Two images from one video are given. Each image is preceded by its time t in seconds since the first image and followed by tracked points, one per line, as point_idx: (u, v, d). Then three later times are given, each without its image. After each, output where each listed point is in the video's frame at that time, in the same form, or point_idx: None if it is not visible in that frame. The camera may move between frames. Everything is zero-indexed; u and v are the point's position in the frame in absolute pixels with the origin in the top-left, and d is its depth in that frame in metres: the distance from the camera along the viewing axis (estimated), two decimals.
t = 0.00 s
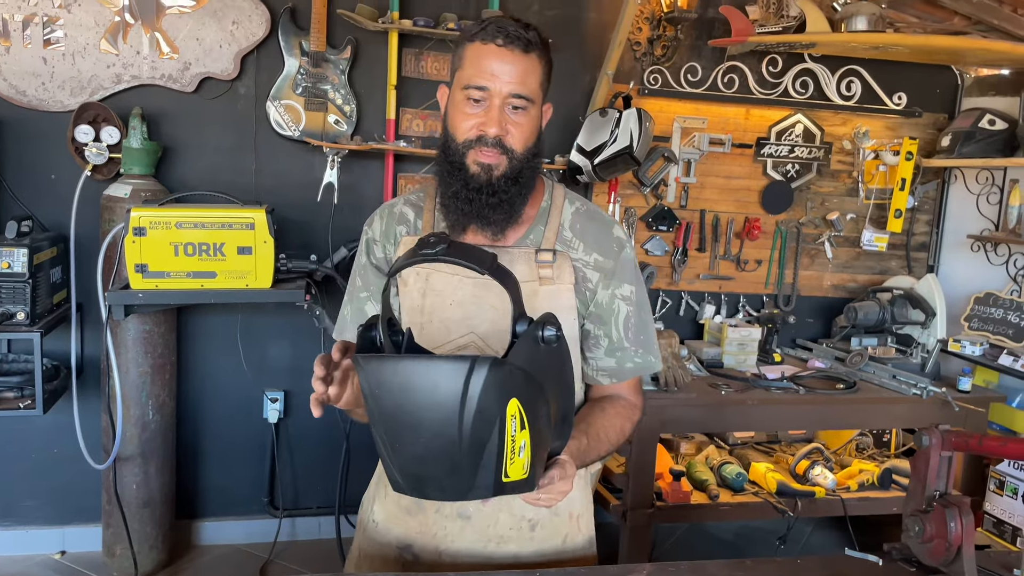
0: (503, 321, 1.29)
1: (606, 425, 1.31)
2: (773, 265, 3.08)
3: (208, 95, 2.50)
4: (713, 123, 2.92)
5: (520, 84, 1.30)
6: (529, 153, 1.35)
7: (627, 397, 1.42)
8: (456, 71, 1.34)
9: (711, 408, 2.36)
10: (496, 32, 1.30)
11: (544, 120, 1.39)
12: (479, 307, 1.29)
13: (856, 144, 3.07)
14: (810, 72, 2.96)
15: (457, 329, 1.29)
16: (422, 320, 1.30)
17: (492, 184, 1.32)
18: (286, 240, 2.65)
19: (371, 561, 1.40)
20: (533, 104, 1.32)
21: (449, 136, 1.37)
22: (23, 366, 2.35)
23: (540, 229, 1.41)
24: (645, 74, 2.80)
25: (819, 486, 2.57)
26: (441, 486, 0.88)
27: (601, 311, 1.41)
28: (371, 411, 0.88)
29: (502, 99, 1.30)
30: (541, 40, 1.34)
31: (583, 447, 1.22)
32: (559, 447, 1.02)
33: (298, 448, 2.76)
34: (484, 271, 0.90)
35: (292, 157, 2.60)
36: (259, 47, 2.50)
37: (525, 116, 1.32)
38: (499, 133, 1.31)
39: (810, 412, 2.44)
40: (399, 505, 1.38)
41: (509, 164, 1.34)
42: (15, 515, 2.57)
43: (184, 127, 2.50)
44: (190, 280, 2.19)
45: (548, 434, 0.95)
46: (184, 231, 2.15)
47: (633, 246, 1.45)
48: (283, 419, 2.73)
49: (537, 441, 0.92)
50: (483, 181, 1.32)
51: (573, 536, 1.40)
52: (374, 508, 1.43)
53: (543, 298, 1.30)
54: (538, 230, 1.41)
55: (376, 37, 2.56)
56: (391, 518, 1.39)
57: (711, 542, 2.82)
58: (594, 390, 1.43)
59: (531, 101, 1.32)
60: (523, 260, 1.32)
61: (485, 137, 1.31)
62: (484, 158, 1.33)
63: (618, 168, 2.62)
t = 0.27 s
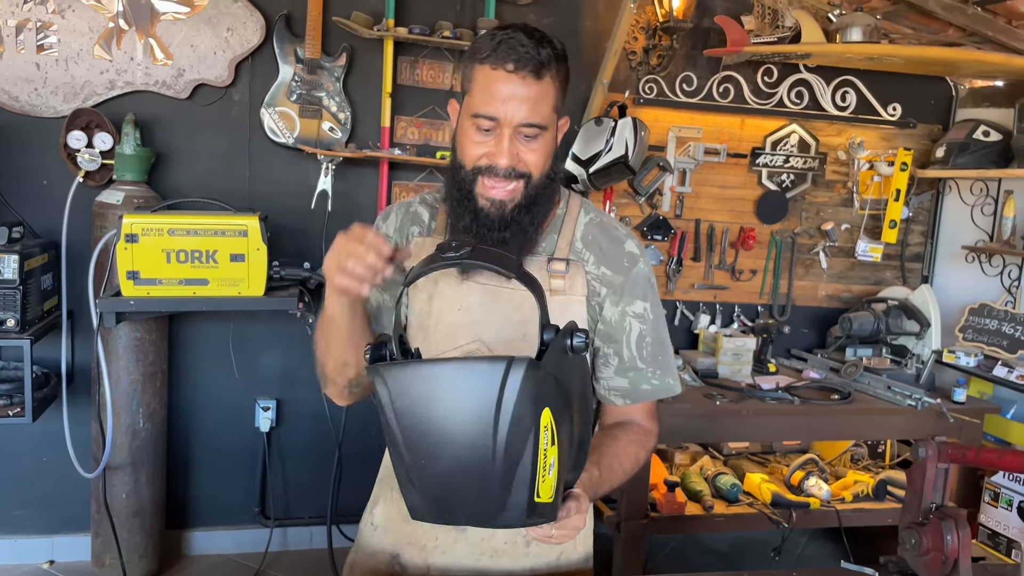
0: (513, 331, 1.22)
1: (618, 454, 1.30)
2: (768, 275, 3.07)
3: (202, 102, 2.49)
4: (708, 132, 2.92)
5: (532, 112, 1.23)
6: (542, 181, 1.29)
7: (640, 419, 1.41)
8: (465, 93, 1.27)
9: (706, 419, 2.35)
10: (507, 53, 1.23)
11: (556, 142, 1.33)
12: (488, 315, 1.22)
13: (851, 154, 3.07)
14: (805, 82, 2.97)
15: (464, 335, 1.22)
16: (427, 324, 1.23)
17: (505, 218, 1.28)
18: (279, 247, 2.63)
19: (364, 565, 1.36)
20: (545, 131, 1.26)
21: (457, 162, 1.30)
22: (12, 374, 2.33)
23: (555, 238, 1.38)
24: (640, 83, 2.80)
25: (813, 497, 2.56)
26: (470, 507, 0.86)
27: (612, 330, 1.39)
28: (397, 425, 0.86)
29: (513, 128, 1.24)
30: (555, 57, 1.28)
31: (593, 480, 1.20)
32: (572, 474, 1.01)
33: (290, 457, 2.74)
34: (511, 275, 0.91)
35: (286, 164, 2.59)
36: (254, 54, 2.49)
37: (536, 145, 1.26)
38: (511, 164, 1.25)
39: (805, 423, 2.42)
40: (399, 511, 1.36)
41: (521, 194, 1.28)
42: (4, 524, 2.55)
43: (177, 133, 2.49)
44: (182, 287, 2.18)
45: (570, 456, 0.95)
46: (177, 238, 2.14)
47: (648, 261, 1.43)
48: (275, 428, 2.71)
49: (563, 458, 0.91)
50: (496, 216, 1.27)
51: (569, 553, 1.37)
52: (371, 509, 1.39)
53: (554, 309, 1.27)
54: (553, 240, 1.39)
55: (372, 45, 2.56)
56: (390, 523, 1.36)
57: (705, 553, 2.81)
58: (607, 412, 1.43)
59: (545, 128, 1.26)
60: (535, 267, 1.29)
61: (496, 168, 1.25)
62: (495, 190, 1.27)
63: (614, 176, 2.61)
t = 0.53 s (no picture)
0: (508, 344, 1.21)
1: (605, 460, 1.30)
2: (764, 284, 3.08)
3: (200, 109, 2.49)
4: (704, 141, 2.92)
5: (528, 108, 1.24)
6: (538, 179, 1.29)
7: (624, 427, 1.40)
8: (461, 93, 1.28)
9: (702, 427, 2.35)
10: (503, 53, 1.24)
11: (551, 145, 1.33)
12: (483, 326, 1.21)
13: (846, 163, 3.08)
14: (800, 92, 2.98)
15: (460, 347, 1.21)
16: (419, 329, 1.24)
17: (500, 216, 1.26)
18: (275, 254, 2.63)
19: None
20: (541, 129, 1.27)
21: (451, 163, 1.30)
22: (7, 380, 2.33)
23: (548, 249, 1.39)
24: (637, 92, 2.81)
25: (809, 505, 2.57)
26: (492, 480, 0.90)
27: (602, 337, 1.40)
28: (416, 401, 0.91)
29: (509, 124, 1.24)
30: (548, 59, 1.29)
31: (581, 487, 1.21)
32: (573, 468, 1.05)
33: (285, 464, 2.73)
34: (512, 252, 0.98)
35: (282, 171, 2.60)
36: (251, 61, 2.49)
37: (533, 142, 1.27)
38: (506, 161, 1.25)
39: (800, 431, 2.43)
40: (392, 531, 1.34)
41: (518, 193, 1.27)
42: None
43: (174, 140, 2.49)
44: (178, 295, 2.17)
45: (573, 434, 1.00)
46: (173, 245, 2.14)
47: (639, 273, 1.44)
48: (271, 436, 2.70)
49: (567, 430, 0.97)
50: (492, 212, 1.26)
51: (559, 563, 1.37)
52: (359, 529, 1.36)
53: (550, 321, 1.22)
54: (546, 251, 1.39)
55: (369, 53, 2.56)
56: (380, 542, 1.35)
57: (701, 561, 2.80)
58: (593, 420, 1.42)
59: (540, 126, 1.26)
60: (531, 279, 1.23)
61: (492, 165, 1.25)
62: (491, 187, 1.26)
63: (610, 185, 2.62)
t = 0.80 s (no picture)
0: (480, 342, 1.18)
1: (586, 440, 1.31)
2: (762, 288, 3.08)
3: (198, 113, 2.49)
4: (703, 146, 2.93)
5: (472, 87, 1.28)
6: (491, 159, 1.30)
7: (597, 407, 1.41)
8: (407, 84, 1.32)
9: (700, 431, 2.35)
10: (443, 41, 1.29)
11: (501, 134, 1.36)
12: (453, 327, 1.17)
13: (843, 169, 3.09)
14: (798, 97, 2.99)
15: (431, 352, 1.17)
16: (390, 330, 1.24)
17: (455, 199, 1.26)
18: (273, 258, 2.63)
19: None
20: (487, 109, 1.30)
21: (400, 155, 1.31)
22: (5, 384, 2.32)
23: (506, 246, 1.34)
24: (635, 97, 2.81)
25: (807, 510, 2.57)
26: (512, 449, 0.90)
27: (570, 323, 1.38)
28: (430, 385, 0.88)
29: (457, 105, 1.28)
30: (489, 48, 1.35)
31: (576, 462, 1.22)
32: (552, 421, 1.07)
33: (283, 469, 2.73)
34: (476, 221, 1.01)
35: (282, 175, 2.60)
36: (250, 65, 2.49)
37: (481, 122, 1.30)
38: (456, 141, 1.26)
39: (799, 436, 2.43)
40: (365, 551, 1.26)
41: (472, 173, 1.28)
42: None
43: (173, 144, 2.49)
44: (177, 298, 2.17)
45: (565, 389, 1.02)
46: (172, 248, 2.14)
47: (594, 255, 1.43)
48: (269, 440, 2.70)
49: (562, 384, 0.99)
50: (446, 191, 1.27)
51: (550, 556, 1.34)
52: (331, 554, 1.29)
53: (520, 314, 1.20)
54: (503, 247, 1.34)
55: (368, 58, 2.57)
56: (352, 565, 1.27)
57: (699, 566, 2.81)
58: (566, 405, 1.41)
59: (485, 107, 1.30)
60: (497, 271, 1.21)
61: (442, 146, 1.26)
62: (444, 168, 1.27)
63: (609, 190, 2.62)
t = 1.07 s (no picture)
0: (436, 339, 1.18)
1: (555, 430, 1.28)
2: (760, 290, 3.08)
3: (197, 114, 2.49)
4: (701, 148, 2.93)
5: (405, 115, 1.16)
6: (429, 190, 1.20)
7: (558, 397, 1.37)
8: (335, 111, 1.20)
9: (700, 433, 2.35)
10: (370, 68, 1.15)
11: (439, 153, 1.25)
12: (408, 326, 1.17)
13: (842, 171, 3.10)
14: (797, 99, 2.99)
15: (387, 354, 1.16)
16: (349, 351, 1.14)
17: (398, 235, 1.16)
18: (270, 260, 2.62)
19: None
20: (423, 135, 1.18)
21: (336, 187, 1.20)
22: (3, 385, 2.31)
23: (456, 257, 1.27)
24: (634, 98, 2.80)
25: (806, 512, 2.57)
26: (545, 467, 0.88)
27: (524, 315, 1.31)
28: (469, 393, 0.85)
29: (390, 138, 1.16)
30: (420, 66, 1.21)
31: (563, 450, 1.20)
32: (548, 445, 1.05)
33: (281, 471, 2.72)
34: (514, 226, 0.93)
35: (281, 176, 2.59)
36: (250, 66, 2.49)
37: (417, 151, 1.18)
38: (393, 176, 1.16)
39: (798, 438, 2.43)
40: (334, 557, 1.20)
41: (412, 206, 1.18)
42: None
43: (171, 145, 2.49)
44: (176, 300, 2.17)
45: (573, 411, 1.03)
46: (170, 250, 2.13)
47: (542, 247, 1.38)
48: (267, 441, 2.68)
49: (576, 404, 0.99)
50: (387, 231, 1.15)
51: (514, 542, 1.30)
52: (300, 562, 1.23)
53: (475, 309, 1.19)
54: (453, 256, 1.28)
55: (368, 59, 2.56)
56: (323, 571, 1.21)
57: (698, 568, 2.80)
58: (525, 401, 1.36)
59: (422, 134, 1.18)
60: (448, 271, 1.21)
61: (380, 183, 1.15)
62: (384, 207, 1.16)
63: (608, 193, 2.62)
